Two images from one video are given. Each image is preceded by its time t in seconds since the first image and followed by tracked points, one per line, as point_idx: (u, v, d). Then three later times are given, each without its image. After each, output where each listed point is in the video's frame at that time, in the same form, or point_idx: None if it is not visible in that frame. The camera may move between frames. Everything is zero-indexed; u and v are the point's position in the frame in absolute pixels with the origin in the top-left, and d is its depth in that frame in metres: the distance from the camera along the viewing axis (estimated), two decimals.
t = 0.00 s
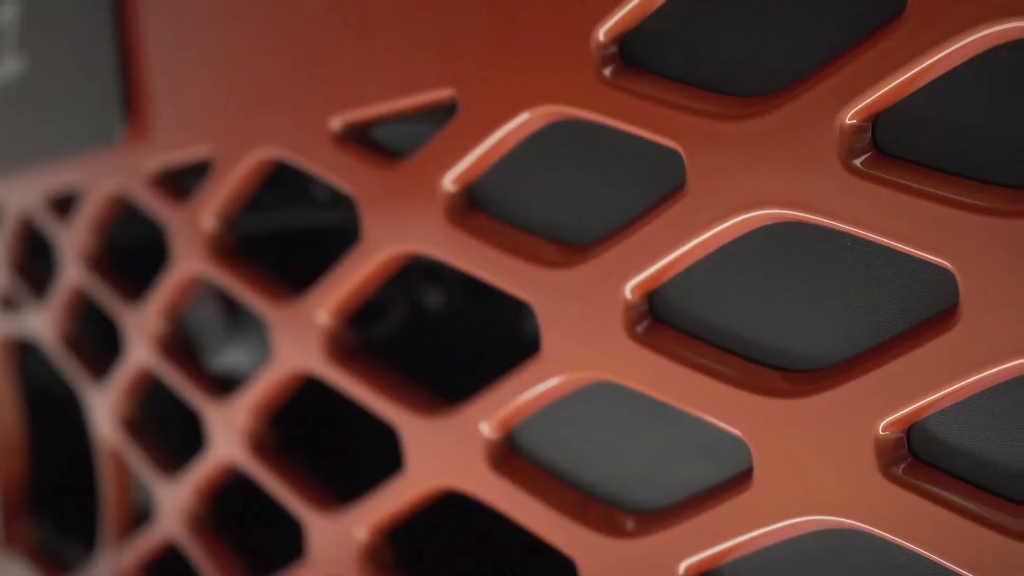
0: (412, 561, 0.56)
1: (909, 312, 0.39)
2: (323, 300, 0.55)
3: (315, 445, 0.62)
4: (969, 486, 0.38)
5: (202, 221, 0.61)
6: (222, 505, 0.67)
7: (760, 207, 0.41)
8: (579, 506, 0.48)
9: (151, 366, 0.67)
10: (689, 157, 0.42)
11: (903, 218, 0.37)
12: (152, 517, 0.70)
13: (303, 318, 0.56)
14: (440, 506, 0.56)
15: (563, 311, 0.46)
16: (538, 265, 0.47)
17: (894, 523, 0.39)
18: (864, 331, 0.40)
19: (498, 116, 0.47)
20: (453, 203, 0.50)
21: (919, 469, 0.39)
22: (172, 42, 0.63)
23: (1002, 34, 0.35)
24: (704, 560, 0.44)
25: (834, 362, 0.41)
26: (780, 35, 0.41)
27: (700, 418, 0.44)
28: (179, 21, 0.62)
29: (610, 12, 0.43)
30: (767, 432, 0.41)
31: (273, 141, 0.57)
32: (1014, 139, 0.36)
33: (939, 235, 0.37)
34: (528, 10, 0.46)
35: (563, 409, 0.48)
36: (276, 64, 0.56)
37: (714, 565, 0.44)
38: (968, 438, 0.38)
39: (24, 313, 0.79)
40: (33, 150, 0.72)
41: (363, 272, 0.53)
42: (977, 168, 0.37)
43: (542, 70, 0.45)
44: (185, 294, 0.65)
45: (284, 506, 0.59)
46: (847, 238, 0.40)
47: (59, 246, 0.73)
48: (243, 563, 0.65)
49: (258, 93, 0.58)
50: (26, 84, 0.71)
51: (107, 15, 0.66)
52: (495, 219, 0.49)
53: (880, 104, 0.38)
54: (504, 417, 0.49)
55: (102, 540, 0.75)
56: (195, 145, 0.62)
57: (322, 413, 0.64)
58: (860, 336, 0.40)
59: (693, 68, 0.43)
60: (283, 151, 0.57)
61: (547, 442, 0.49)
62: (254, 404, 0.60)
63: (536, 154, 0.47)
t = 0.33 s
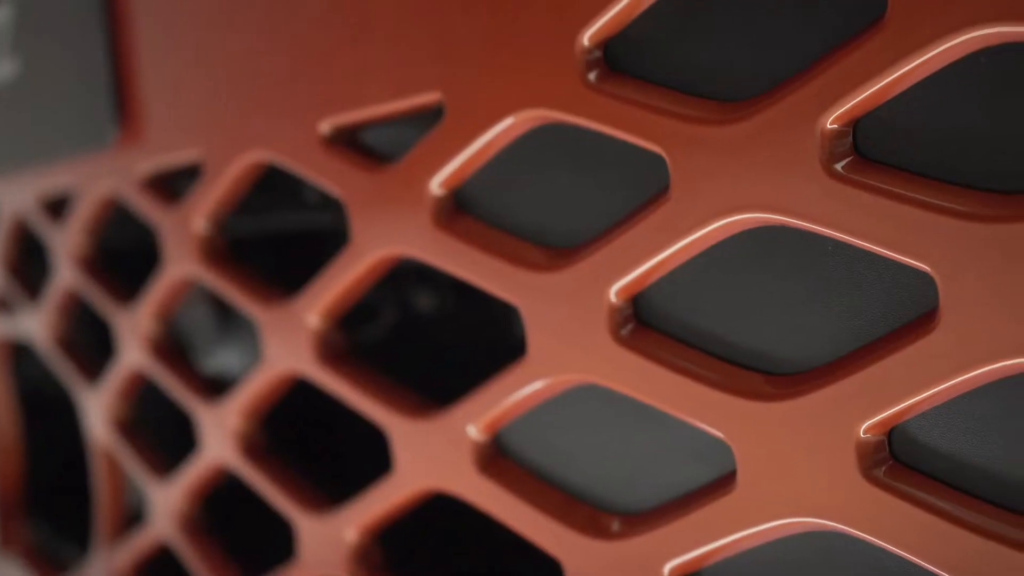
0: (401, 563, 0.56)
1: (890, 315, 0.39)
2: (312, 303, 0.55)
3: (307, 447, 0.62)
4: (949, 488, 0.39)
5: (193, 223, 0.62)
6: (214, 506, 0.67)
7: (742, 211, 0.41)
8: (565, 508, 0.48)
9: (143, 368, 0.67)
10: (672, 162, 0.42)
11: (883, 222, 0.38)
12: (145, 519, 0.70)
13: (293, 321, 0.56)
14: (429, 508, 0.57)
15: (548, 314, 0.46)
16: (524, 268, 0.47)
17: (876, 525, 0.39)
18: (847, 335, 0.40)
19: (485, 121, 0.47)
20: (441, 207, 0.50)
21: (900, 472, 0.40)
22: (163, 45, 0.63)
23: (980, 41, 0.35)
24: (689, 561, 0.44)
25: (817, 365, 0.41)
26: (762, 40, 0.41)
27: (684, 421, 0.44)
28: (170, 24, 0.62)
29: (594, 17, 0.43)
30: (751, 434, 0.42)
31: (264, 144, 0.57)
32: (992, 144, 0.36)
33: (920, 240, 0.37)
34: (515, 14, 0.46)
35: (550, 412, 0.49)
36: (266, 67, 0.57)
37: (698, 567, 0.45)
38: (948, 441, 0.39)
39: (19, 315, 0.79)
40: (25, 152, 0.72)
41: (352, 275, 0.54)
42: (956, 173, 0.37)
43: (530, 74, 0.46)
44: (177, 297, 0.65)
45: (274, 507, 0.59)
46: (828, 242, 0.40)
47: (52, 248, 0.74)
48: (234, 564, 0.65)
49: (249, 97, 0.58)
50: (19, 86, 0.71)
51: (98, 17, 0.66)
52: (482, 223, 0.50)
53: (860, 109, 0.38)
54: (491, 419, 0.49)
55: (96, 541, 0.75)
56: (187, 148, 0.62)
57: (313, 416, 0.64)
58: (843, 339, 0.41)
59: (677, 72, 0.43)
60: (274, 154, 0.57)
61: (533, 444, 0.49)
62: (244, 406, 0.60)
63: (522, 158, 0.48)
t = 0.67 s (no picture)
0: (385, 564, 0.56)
1: (862, 320, 0.39)
2: (296, 307, 0.56)
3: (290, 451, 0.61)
4: (919, 491, 0.39)
5: (179, 227, 0.62)
6: (201, 507, 0.68)
7: (717, 217, 0.41)
8: (545, 511, 0.48)
9: (130, 370, 0.68)
10: (648, 168, 0.43)
11: (853, 228, 0.38)
12: (133, 520, 0.71)
13: (277, 324, 0.57)
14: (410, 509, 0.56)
15: (527, 319, 0.47)
16: (504, 273, 0.47)
17: (849, 527, 0.40)
18: (821, 339, 0.41)
19: (464, 126, 0.48)
20: (421, 212, 0.51)
21: (872, 474, 0.40)
22: (149, 50, 0.63)
23: (948, 49, 0.36)
24: (666, 564, 0.45)
25: (793, 368, 0.42)
26: (735, 47, 0.41)
27: (658, 424, 0.44)
28: (155, 29, 0.62)
29: (571, 24, 0.44)
30: (726, 438, 0.42)
31: (248, 149, 0.58)
32: (960, 151, 0.37)
33: (889, 246, 0.38)
34: (494, 21, 0.46)
35: (529, 416, 0.49)
36: (250, 72, 0.57)
37: (674, 570, 0.45)
38: (918, 444, 0.39)
39: (8, 317, 0.79)
40: (11, 155, 0.72)
41: (334, 279, 0.54)
42: (926, 179, 0.38)
43: (508, 80, 0.46)
44: (164, 299, 0.65)
45: (260, 510, 0.60)
46: (800, 248, 0.40)
47: (41, 251, 0.74)
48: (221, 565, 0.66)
49: (234, 102, 0.58)
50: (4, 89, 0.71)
51: (85, 22, 0.66)
52: (462, 228, 0.50)
53: (832, 116, 0.39)
54: (471, 422, 0.50)
55: (85, 542, 0.75)
56: (172, 152, 0.63)
57: (298, 420, 0.62)
58: (817, 344, 0.41)
59: (652, 78, 0.43)
60: (257, 159, 0.57)
61: (513, 447, 0.50)
62: (230, 409, 0.60)
63: (501, 164, 0.48)
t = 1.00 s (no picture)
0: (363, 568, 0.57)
1: (826, 327, 0.40)
2: (275, 313, 0.56)
3: (272, 455, 0.62)
4: (884, 497, 0.40)
5: (161, 233, 0.62)
6: (187, 510, 0.68)
7: (684, 225, 0.42)
8: (518, 515, 0.49)
9: (115, 375, 0.68)
10: (616, 176, 0.43)
11: (816, 236, 0.39)
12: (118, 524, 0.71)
13: (256, 330, 0.57)
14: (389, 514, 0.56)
15: (500, 325, 0.47)
16: (477, 280, 0.48)
17: (813, 532, 0.40)
18: (786, 346, 0.41)
19: (438, 134, 0.48)
20: (396, 218, 0.51)
21: (837, 480, 0.41)
22: (130, 57, 0.63)
23: (906, 60, 0.37)
24: (637, 568, 0.45)
25: (759, 374, 0.42)
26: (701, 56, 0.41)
27: (628, 429, 0.45)
28: (136, 36, 0.63)
29: (541, 33, 0.44)
30: (693, 443, 0.43)
31: (229, 156, 0.58)
32: (919, 160, 0.38)
33: (851, 253, 0.38)
34: (466, 30, 0.47)
35: (503, 422, 0.49)
36: (230, 79, 0.57)
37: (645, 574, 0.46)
38: (879, 448, 0.40)
39: None
40: None
41: (312, 285, 0.54)
42: (886, 188, 0.38)
43: (480, 89, 0.46)
44: (148, 305, 0.66)
45: (242, 513, 0.60)
46: (766, 256, 0.41)
47: (27, 256, 0.74)
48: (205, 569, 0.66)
49: (214, 109, 0.59)
50: None
51: (64, 29, 0.66)
52: (436, 234, 0.50)
53: (795, 125, 0.39)
54: (446, 427, 0.50)
55: (71, 545, 0.76)
56: (155, 158, 0.63)
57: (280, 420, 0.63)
58: (783, 350, 0.41)
59: (620, 87, 0.44)
60: (238, 166, 0.58)
61: (487, 452, 0.50)
62: (212, 414, 0.61)
63: (474, 171, 0.48)
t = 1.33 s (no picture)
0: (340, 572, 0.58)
1: (783, 334, 0.41)
2: (251, 319, 0.57)
3: (251, 459, 0.62)
4: (842, 502, 0.41)
5: (141, 239, 0.63)
6: (168, 514, 0.68)
7: (645, 233, 0.42)
8: (488, 520, 0.49)
9: (97, 380, 0.69)
10: (580, 186, 0.44)
11: (773, 245, 0.40)
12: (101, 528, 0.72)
13: (233, 335, 0.58)
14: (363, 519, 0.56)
15: (469, 332, 0.48)
16: (447, 287, 0.48)
17: (772, 536, 0.41)
18: (745, 353, 0.42)
19: (407, 143, 0.49)
20: (367, 226, 0.51)
21: (796, 485, 0.41)
22: (108, 64, 0.64)
23: (862, 71, 0.37)
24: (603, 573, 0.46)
25: (719, 382, 0.43)
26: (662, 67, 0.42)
27: (593, 435, 0.45)
28: (114, 43, 0.63)
29: (507, 44, 0.45)
30: (656, 449, 0.43)
31: (205, 163, 0.59)
32: (875, 170, 0.38)
33: (808, 261, 0.39)
34: (433, 40, 0.47)
35: (474, 427, 0.50)
36: (206, 88, 0.58)
37: None
38: (838, 456, 0.41)
39: None
40: None
41: (287, 292, 0.55)
42: (842, 198, 0.39)
43: (448, 98, 0.47)
44: (129, 310, 0.66)
45: (220, 517, 0.61)
46: (726, 264, 0.41)
47: (11, 262, 0.75)
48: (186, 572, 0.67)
49: (191, 117, 0.59)
50: None
51: (44, 37, 0.67)
52: (407, 242, 0.51)
53: (753, 136, 0.40)
54: (417, 432, 0.51)
55: (56, 548, 0.76)
56: (134, 165, 0.64)
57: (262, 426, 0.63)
58: (743, 357, 0.42)
59: (585, 98, 0.44)
60: (214, 173, 0.58)
61: (459, 457, 0.51)
62: (191, 418, 0.61)
63: (443, 180, 0.49)
